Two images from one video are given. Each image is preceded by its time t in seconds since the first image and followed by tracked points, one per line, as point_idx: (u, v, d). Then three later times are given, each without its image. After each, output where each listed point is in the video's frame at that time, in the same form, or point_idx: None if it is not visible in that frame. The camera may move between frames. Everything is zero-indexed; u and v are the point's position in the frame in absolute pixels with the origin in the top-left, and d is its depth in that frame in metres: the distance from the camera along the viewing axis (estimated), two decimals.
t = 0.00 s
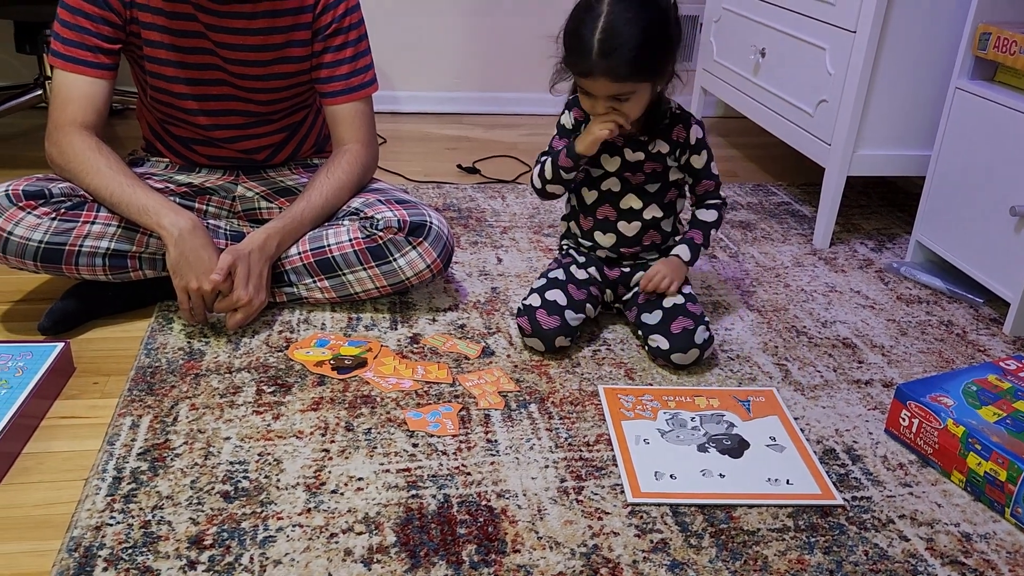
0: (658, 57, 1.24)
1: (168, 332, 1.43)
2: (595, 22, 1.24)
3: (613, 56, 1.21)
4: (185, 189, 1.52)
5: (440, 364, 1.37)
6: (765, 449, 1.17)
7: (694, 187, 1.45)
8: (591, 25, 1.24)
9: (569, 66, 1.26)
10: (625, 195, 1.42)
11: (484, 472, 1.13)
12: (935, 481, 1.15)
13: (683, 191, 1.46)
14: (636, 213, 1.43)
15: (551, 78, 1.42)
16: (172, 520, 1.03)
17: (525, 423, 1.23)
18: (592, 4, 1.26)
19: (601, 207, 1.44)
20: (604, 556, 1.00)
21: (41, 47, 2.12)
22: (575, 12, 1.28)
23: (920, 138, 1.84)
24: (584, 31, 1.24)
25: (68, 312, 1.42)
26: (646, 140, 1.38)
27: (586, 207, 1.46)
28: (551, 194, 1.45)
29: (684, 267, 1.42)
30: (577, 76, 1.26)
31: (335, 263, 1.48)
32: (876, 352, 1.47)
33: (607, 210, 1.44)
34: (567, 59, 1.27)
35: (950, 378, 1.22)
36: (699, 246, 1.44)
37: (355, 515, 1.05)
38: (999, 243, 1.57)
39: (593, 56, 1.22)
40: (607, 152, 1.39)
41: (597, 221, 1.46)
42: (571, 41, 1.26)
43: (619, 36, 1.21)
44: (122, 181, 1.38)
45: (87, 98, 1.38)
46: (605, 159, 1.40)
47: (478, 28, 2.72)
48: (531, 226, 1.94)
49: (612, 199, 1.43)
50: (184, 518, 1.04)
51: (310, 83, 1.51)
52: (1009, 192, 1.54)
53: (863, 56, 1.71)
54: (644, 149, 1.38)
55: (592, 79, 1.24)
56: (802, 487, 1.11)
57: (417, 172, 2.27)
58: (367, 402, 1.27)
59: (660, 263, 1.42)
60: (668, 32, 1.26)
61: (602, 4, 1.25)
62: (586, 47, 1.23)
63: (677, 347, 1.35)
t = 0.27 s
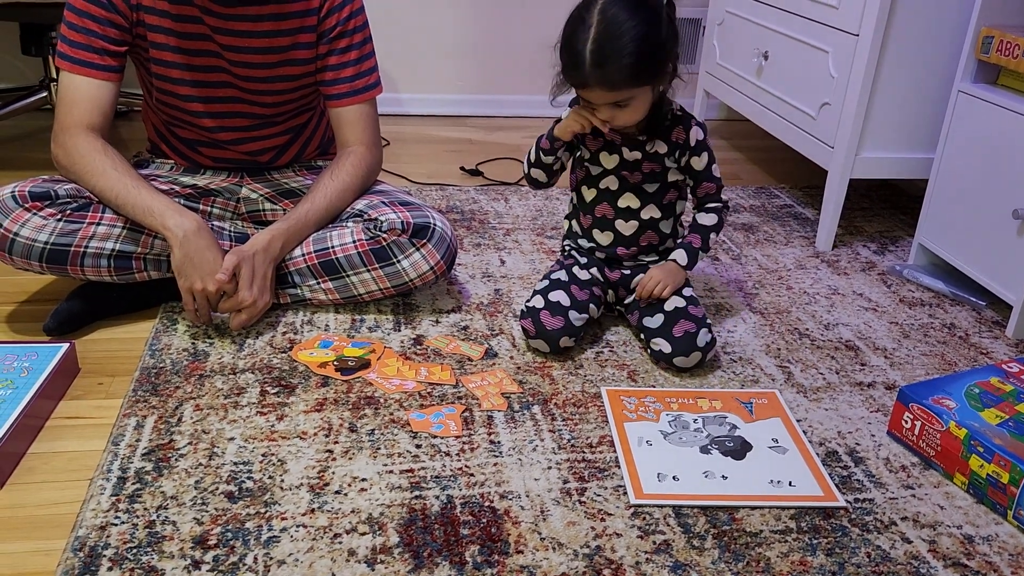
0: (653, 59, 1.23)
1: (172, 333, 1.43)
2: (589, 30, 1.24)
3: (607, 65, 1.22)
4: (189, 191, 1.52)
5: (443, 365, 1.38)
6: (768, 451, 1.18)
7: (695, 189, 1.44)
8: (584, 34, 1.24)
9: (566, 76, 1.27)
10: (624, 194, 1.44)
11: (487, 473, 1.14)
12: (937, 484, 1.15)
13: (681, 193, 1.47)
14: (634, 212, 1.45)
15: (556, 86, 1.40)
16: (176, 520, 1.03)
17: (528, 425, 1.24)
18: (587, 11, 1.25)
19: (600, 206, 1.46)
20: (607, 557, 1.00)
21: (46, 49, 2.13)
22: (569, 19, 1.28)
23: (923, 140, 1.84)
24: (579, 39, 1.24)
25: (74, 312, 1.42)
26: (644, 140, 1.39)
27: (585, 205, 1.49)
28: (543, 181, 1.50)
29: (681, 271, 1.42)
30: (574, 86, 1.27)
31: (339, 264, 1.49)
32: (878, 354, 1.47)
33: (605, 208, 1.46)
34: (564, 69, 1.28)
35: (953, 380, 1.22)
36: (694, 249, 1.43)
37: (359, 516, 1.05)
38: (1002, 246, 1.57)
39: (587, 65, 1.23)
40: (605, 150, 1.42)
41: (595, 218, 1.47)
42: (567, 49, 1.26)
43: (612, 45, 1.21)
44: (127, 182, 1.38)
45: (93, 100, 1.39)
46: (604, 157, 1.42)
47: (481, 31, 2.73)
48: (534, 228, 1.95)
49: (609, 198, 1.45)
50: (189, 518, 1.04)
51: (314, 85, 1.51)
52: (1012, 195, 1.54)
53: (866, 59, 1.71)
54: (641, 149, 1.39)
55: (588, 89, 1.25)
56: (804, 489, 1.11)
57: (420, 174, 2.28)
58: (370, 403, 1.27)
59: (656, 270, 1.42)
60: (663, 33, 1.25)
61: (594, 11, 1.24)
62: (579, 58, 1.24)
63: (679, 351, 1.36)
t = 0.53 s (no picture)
0: (653, 58, 1.24)
1: (175, 334, 1.44)
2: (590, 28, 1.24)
3: (610, 64, 1.22)
4: (191, 192, 1.53)
5: (444, 366, 1.38)
6: (770, 452, 1.18)
7: (696, 189, 1.43)
8: (584, 34, 1.24)
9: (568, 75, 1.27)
10: (623, 195, 1.44)
11: (488, 474, 1.14)
12: (938, 485, 1.15)
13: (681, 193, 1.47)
14: (633, 211, 1.45)
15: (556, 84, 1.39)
16: (178, 520, 1.04)
17: (529, 425, 1.24)
18: (587, 10, 1.25)
19: (600, 207, 1.47)
20: (607, 558, 1.00)
21: (49, 50, 2.14)
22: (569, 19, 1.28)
23: (925, 141, 1.84)
24: (579, 39, 1.24)
25: (77, 313, 1.43)
26: (643, 140, 1.39)
27: (586, 206, 1.49)
28: (544, 187, 1.50)
29: (682, 272, 1.42)
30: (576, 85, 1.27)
31: (341, 265, 1.49)
32: (880, 356, 1.47)
33: (605, 209, 1.46)
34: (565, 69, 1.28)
35: (954, 381, 1.22)
36: (695, 250, 1.43)
37: (360, 516, 1.05)
38: (1004, 247, 1.57)
39: (589, 65, 1.23)
40: (604, 151, 1.42)
41: (596, 219, 1.48)
42: (567, 49, 1.26)
43: (615, 44, 1.22)
44: (129, 183, 1.39)
45: (95, 102, 1.39)
46: (603, 158, 1.42)
47: (483, 32, 2.73)
48: (536, 229, 1.95)
49: (609, 199, 1.45)
50: (190, 518, 1.04)
51: (316, 86, 1.52)
52: (1013, 196, 1.54)
53: (868, 60, 1.71)
54: (640, 149, 1.39)
55: (590, 88, 1.25)
56: (806, 490, 1.11)
57: (422, 175, 2.28)
58: (372, 404, 1.27)
59: (657, 271, 1.42)
60: (662, 32, 1.26)
61: (594, 10, 1.24)
62: (581, 58, 1.24)
63: (680, 352, 1.36)
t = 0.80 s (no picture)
0: (623, 51, 1.23)
1: (175, 335, 1.44)
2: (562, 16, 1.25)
3: (574, 48, 1.21)
4: (192, 192, 1.53)
5: (445, 366, 1.38)
6: (770, 453, 1.17)
7: (688, 188, 1.42)
8: (556, 22, 1.25)
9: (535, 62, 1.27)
10: (614, 207, 1.44)
11: (488, 475, 1.14)
12: (939, 486, 1.15)
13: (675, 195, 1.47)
14: (626, 221, 1.45)
15: (523, 71, 1.63)
16: (178, 521, 1.04)
17: (530, 426, 1.24)
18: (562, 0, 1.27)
19: (592, 219, 1.47)
20: (607, 559, 1.00)
21: (51, 51, 2.14)
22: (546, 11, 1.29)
23: (927, 141, 1.84)
24: (550, 25, 1.25)
25: (78, 313, 1.43)
26: (626, 151, 1.39)
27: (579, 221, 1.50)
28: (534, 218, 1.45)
29: (682, 273, 1.42)
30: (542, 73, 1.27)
31: (342, 265, 1.49)
32: (881, 356, 1.47)
33: (598, 223, 1.46)
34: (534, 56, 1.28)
35: (955, 382, 1.22)
36: (694, 250, 1.42)
37: (360, 517, 1.05)
38: (1005, 248, 1.57)
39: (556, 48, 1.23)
40: (589, 166, 1.42)
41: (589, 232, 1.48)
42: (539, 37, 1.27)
43: (583, 30, 1.22)
44: (129, 184, 1.39)
45: (96, 103, 1.39)
46: (589, 174, 1.43)
47: (485, 32, 2.73)
48: (537, 230, 1.95)
49: (601, 211, 1.45)
50: (190, 519, 1.04)
51: (317, 87, 1.52)
52: (1015, 196, 1.53)
53: (869, 60, 1.71)
54: (623, 161, 1.39)
55: (555, 75, 1.24)
56: (807, 490, 1.11)
57: (423, 176, 2.28)
58: (372, 405, 1.27)
59: (656, 274, 1.42)
60: (637, 28, 1.25)
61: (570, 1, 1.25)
62: (549, 44, 1.24)
63: (681, 351, 1.36)
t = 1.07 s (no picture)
0: (561, 69, 1.14)
1: (176, 335, 1.44)
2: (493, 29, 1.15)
3: (506, 66, 1.11)
4: (193, 193, 1.52)
5: (445, 366, 1.38)
6: (771, 453, 1.17)
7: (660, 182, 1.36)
8: (488, 37, 1.15)
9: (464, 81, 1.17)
10: (588, 228, 1.36)
11: (489, 475, 1.14)
12: (940, 485, 1.14)
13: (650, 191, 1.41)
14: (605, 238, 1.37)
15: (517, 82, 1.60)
16: (179, 521, 1.04)
17: (530, 426, 1.24)
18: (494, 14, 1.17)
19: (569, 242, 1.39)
20: (608, 559, 1.00)
21: (52, 51, 2.14)
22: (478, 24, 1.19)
23: (928, 140, 1.84)
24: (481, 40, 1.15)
25: (79, 314, 1.43)
26: (588, 176, 1.29)
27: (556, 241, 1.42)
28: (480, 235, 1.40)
29: (669, 266, 1.39)
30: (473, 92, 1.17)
31: (342, 266, 1.49)
32: (882, 356, 1.46)
33: (576, 244, 1.39)
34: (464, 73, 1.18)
35: (956, 382, 1.22)
36: (677, 242, 1.39)
37: (361, 517, 1.05)
38: (1007, 247, 1.57)
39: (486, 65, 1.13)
40: (553, 198, 1.33)
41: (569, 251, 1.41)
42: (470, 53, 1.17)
43: (515, 45, 1.12)
44: (130, 185, 1.39)
45: (96, 104, 1.39)
46: (555, 204, 1.34)
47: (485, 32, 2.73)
48: (538, 229, 1.95)
49: (577, 234, 1.37)
50: (191, 519, 1.04)
51: (317, 87, 1.52)
52: (1017, 196, 1.53)
53: (870, 59, 1.70)
54: (589, 188, 1.30)
55: (486, 94, 1.14)
56: (807, 490, 1.11)
57: (424, 176, 2.28)
58: (373, 405, 1.27)
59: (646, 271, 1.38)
60: (577, 43, 1.16)
61: (501, 14, 1.16)
62: (480, 60, 1.14)
63: (678, 355, 1.35)
